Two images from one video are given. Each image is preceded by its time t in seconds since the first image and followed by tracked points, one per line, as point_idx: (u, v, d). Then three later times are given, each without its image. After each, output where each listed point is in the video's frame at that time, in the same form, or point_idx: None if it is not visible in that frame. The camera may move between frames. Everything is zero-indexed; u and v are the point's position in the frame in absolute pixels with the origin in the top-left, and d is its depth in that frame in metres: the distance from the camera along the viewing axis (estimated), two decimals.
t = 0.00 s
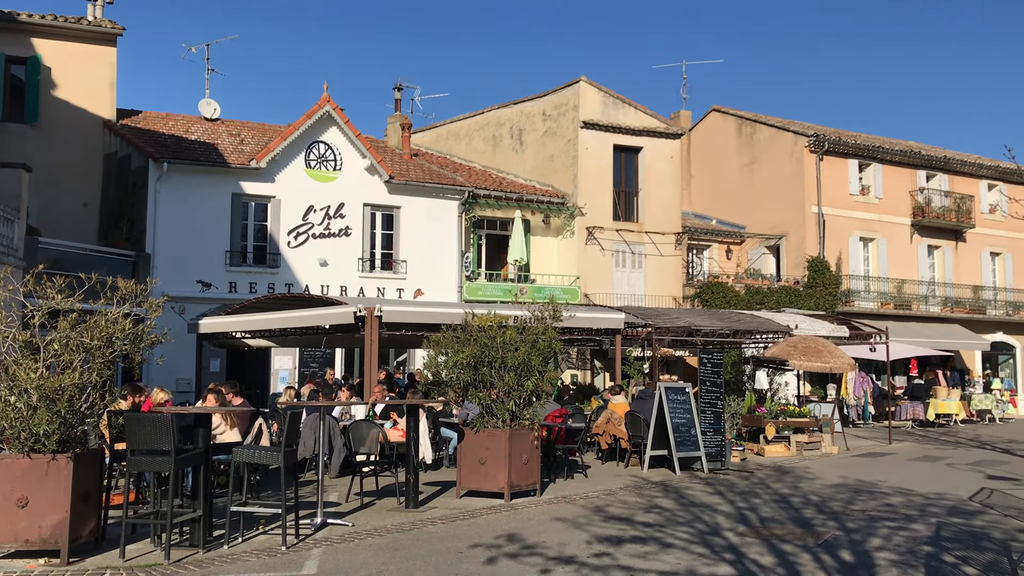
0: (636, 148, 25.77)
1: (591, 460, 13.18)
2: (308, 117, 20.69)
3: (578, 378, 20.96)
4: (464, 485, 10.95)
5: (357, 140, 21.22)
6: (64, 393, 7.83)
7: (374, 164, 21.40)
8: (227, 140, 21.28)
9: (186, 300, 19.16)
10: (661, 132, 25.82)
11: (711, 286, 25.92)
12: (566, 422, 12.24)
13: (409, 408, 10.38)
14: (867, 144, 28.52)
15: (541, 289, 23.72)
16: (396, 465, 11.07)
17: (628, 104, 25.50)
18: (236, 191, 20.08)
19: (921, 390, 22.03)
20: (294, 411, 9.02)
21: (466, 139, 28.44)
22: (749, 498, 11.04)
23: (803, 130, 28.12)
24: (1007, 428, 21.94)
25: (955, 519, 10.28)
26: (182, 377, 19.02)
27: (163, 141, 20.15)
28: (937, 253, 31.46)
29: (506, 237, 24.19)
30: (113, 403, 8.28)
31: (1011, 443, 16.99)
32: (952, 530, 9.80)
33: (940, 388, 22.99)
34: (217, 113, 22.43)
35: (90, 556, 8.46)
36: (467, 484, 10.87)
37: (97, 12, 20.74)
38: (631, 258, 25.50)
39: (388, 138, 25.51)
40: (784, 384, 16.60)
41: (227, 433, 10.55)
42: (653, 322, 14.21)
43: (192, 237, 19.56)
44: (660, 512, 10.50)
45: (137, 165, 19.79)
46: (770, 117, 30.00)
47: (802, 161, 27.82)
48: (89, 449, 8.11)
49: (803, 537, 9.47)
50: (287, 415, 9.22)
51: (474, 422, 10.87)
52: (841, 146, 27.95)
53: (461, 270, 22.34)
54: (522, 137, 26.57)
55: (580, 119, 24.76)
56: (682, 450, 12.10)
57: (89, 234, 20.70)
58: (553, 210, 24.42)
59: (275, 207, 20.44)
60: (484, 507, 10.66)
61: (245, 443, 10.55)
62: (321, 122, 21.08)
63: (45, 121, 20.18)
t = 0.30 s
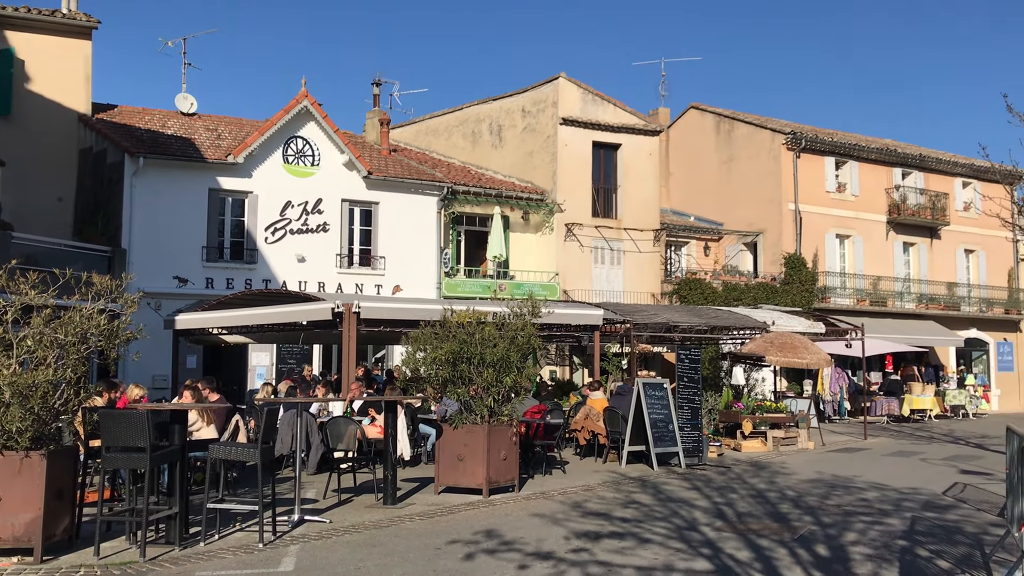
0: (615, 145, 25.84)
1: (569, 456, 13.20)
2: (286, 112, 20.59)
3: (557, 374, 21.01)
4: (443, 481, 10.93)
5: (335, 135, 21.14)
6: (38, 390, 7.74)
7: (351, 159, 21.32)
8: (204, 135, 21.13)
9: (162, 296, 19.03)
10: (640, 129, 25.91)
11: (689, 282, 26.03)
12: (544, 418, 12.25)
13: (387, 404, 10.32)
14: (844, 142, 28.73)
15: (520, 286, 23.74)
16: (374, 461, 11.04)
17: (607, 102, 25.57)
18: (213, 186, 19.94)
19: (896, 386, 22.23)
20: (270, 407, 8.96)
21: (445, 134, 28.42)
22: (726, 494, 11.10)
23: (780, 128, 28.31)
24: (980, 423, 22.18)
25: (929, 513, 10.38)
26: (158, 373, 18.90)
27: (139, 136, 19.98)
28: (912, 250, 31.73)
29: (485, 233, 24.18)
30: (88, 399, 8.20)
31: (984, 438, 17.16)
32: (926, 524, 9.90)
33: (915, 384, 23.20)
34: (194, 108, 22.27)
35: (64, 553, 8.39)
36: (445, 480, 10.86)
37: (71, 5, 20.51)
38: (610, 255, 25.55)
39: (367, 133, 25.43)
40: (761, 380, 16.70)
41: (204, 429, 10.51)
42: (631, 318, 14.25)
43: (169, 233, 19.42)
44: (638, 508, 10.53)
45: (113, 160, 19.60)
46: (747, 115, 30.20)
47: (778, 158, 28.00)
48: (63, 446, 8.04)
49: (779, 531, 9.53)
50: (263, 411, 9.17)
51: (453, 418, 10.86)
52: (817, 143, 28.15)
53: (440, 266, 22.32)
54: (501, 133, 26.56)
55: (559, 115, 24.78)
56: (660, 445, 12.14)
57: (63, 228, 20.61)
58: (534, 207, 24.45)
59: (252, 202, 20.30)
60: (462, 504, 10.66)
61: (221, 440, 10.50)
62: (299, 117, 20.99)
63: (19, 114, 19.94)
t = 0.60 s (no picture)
0: (595, 143, 25.90)
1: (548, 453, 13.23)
2: (265, 107, 20.47)
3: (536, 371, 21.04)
4: (423, 478, 10.91)
5: (314, 130, 21.02)
6: (11, 387, 7.64)
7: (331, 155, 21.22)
8: (183, 130, 20.98)
9: (140, 292, 18.86)
10: (620, 126, 25.97)
11: (668, 279, 26.06)
12: (524, 415, 12.27)
13: (367, 401, 10.26)
14: (822, 140, 28.88)
15: (500, 283, 23.74)
16: (353, 458, 11.01)
17: (588, 99, 25.61)
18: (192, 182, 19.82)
19: (873, 383, 22.39)
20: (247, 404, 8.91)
21: (425, 131, 28.37)
22: (705, 490, 11.15)
23: (760, 126, 28.45)
24: (955, 419, 22.40)
25: (905, 509, 10.47)
26: (135, 370, 18.78)
27: (116, 131, 19.80)
28: (890, 248, 31.96)
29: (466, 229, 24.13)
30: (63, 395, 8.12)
31: (959, 434, 17.32)
32: (902, 520, 9.98)
33: (891, 381, 23.37)
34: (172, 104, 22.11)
35: (39, 552, 8.30)
36: (424, 478, 10.85)
37: None
38: (590, 252, 25.60)
39: (347, 129, 25.32)
40: (740, 377, 16.77)
41: (182, 427, 10.46)
42: (611, 315, 14.28)
43: (147, 229, 19.27)
44: (617, 504, 10.56)
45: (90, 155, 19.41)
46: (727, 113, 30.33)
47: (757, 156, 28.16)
48: (37, 444, 7.96)
49: (757, 528, 9.58)
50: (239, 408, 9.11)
51: (433, 415, 10.85)
52: (796, 142, 28.31)
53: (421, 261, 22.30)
54: (481, 129, 26.55)
55: (540, 112, 24.77)
56: (639, 442, 12.19)
57: (39, 224, 20.16)
58: (516, 204, 24.44)
59: (231, 198, 20.18)
60: (441, 501, 10.65)
61: (199, 437, 10.44)
62: (278, 112, 20.88)
63: None
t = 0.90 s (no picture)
0: (578, 141, 25.95)
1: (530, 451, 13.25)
2: (246, 104, 20.36)
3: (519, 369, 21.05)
4: (404, 477, 10.90)
5: (296, 127, 20.92)
6: None
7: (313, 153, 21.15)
8: (163, 126, 20.83)
9: (119, 290, 18.74)
10: (603, 125, 26.02)
11: (650, 278, 26.10)
12: (506, 413, 12.28)
13: (348, 400, 10.25)
14: (803, 140, 29.03)
15: (483, 282, 23.73)
16: (333, 457, 10.99)
17: (570, 98, 25.65)
18: (173, 179, 19.70)
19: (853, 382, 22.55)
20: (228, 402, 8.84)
21: (407, 128, 28.30)
22: (686, 488, 11.19)
23: (741, 126, 28.57)
24: (932, 418, 22.58)
25: (884, 507, 10.55)
26: (114, 368, 18.65)
27: (95, 127, 19.61)
28: (869, 247, 32.18)
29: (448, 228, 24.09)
30: (40, 393, 8.03)
31: (937, 432, 17.44)
32: (881, 518, 10.05)
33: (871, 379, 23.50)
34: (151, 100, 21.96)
35: (13, 551, 8.22)
36: (405, 476, 10.82)
37: None
38: (572, 251, 25.62)
39: (329, 127, 25.24)
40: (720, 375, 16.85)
41: (161, 426, 10.39)
42: (593, 314, 14.30)
43: (127, 226, 19.13)
44: (598, 503, 10.58)
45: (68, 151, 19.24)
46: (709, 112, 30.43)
47: (739, 155, 28.30)
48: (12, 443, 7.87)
49: (737, 526, 9.62)
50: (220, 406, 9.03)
51: (415, 414, 10.83)
52: (777, 141, 28.45)
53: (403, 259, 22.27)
54: (464, 128, 26.52)
55: (522, 111, 24.77)
56: (620, 440, 12.22)
57: (17, 222, 19.92)
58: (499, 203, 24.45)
59: (212, 195, 20.07)
60: (422, 500, 10.64)
61: (178, 436, 10.37)
62: (260, 109, 20.77)
63: None
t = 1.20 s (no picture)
0: (562, 142, 25.99)
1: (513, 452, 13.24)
2: (228, 103, 20.27)
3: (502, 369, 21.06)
4: (386, 477, 10.88)
5: (279, 126, 20.84)
6: None
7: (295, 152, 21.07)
8: (144, 124, 20.69)
9: (100, 289, 18.63)
10: (586, 126, 26.09)
11: (633, 279, 26.16)
12: (489, 413, 12.29)
13: (330, 400, 10.22)
14: (785, 141, 29.17)
15: (466, 282, 23.71)
16: (314, 458, 10.97)
17: (554, 98, 25.69)
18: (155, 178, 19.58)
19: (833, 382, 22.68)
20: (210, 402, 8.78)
21: (391, 127, 28.23)
22: (668, 488, 11.23)
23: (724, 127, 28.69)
24: (912, 418, 22.75)
25: (864, 506, 10.63)
26: (95, 368, 18.53)
27: (75, 125, 19.44)
28: (850, 248, 32.35)
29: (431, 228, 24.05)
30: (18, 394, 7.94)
31: (918, 432, 17.56)
32: (861, 517, 10.13)
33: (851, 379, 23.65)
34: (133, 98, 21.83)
35: None
36: (388, 477, 10.82)
37: None
38: (555, 251, 25.66)
39: (312, 126, 25.16)
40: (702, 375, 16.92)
41: (142, 426, 10.35)
42: (576, 314, 14.31)
43: (108, 225, 19.01)
44: (580, 503, 10.59)
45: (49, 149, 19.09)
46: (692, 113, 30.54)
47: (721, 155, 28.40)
48: None
49: (719, 525, 9.66)
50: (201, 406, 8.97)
51: (397, 414, 10.81)
52: (759, 143, 28.58)
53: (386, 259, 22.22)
54: (447, 127, 26.50)
55: (506, 111, 24.77)
56: (603, 440, 12.25)
57: None
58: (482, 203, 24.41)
59: (194, 194, 19.97)
60: (405, 500, 10.63)
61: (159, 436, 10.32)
62: (242, 108, 20.69)
63: None
